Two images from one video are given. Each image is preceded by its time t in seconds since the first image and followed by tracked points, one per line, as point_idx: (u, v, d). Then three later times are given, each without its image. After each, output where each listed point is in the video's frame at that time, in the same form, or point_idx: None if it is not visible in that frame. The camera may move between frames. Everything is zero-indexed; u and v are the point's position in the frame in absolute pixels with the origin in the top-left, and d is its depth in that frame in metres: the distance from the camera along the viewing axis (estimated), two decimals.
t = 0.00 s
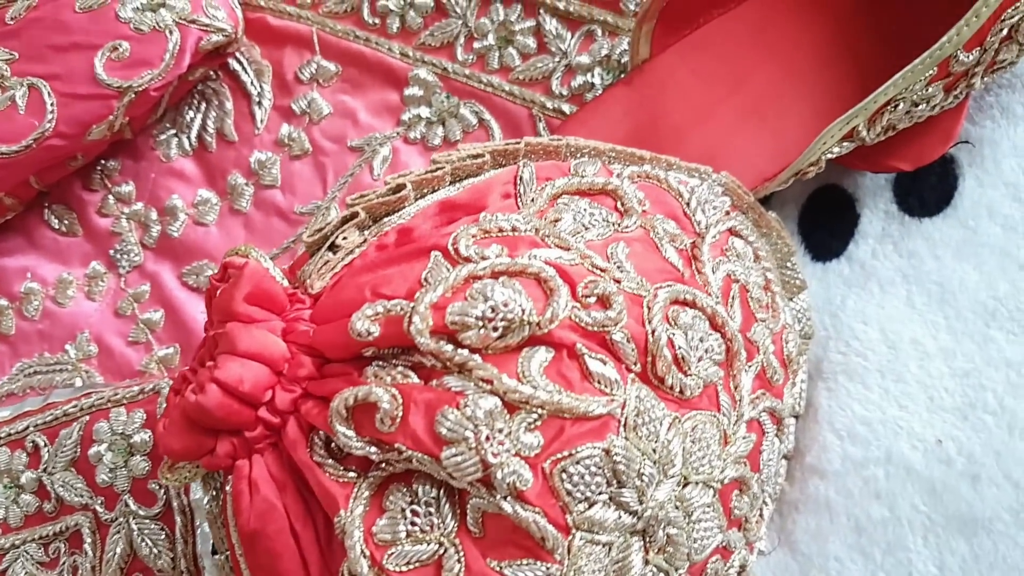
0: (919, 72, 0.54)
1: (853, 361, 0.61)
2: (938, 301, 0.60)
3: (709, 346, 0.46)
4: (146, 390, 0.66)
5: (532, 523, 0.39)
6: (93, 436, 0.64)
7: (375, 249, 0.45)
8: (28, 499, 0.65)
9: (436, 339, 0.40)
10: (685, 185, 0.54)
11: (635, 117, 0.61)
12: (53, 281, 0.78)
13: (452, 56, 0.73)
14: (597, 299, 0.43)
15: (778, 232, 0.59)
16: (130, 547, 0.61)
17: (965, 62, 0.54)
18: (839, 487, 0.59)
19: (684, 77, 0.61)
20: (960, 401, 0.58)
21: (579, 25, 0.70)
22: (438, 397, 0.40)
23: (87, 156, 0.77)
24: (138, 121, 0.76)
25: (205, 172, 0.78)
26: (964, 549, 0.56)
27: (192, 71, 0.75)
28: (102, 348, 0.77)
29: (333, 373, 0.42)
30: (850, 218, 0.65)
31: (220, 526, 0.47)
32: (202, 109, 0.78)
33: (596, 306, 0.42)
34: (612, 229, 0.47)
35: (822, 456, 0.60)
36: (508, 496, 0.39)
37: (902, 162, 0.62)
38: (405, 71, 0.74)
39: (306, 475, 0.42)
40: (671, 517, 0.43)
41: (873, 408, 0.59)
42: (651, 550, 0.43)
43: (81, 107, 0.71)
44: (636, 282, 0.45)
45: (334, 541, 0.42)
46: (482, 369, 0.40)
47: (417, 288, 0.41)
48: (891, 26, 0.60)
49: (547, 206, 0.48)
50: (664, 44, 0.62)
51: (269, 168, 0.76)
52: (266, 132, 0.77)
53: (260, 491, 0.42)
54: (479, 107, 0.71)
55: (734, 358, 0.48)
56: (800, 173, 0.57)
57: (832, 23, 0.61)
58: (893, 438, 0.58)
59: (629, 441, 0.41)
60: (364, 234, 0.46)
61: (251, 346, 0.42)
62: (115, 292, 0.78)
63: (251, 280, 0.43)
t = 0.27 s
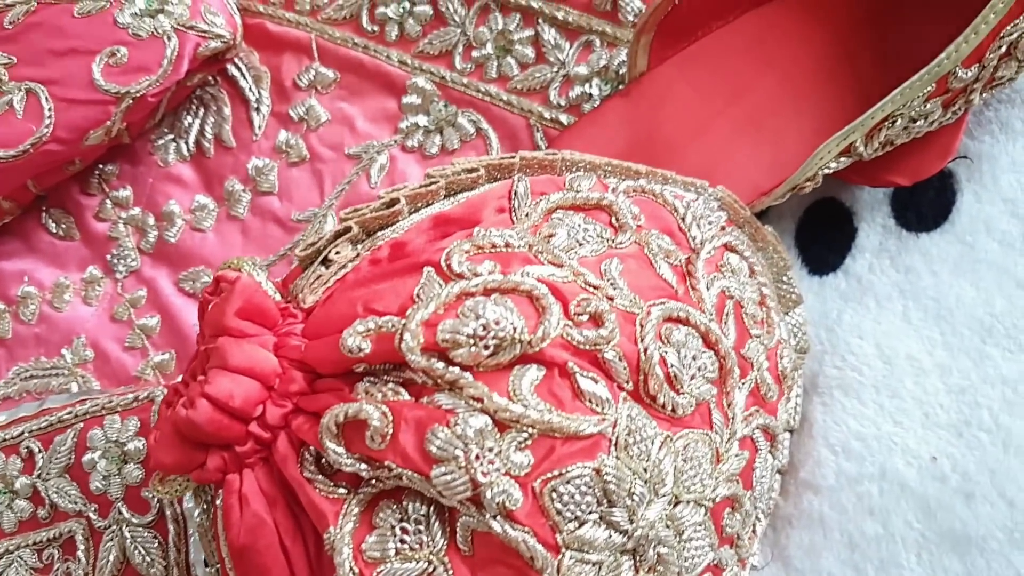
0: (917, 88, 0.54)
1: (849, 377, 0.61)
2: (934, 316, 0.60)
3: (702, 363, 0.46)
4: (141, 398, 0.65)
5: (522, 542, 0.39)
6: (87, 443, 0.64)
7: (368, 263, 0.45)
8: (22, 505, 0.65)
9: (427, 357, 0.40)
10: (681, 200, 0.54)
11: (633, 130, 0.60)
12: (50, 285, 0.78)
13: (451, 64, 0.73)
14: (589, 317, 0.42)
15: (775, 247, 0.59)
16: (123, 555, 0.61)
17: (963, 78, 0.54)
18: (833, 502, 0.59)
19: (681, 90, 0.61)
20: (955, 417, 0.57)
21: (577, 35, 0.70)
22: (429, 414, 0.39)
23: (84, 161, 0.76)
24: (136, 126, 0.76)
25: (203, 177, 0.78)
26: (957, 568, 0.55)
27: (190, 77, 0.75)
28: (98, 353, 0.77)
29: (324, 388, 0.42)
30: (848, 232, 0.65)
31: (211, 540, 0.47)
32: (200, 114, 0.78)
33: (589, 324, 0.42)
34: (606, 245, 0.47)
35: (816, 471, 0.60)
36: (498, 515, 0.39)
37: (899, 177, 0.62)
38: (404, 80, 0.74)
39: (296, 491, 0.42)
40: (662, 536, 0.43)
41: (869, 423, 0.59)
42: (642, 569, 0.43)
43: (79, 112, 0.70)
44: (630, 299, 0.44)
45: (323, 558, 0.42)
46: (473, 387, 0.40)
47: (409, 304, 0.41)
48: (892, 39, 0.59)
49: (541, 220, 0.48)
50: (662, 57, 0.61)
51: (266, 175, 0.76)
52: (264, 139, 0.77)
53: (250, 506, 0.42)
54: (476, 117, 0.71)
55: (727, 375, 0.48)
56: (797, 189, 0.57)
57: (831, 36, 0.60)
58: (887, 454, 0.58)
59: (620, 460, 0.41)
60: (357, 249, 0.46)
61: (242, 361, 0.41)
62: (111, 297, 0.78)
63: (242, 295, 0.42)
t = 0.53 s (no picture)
0: (914, 104, 0.54)
1: (844, 392, 0.61)
2: (930, 332, 0.60)
3: (695, 381, 0.46)
4: (135, 405, 0.65)
5: (511, 561, 0.39)
6: (81, 449, 0.64)
7: (361, 277, 0.45)
8: (17, 510, 0.65)
9: (417, 374, 0.40)
10: (676, 214, 0.54)
11: (629, 142, 0.60)
12: (48, 289, 0.78)
13: (449, 73, 0.73)
14: (581, 334, 0.42)
15: (770, 260, 0.59)
16: (117, 562, 0.61)
17: (961, 95, 0.54)
18: (827, 517, 0.59)
19: (679, 101, 0.61)
20: (950, 434, 0.57)
21: (576, 45, 0.70)
22: (418, 432, 0.39)
23: (83, 165, 0.77)
24: (134, 130, 0.76)
25: (201, 183, 0.78)
26: None
27: (189, 82, 0.75)
28: (94, 358, 0.77)
29: (314, 404, 0.42)
30: (844, 245, 0.65)
31: (201, 553, 0.47)
32: (199, 119, 0.78)
33: (580, 341, 0.42)
34: (599, 260, 0.47)
35: (810, 486, 0.60)
36: (487, 533, 0.39)
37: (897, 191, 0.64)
38: (402, 87, 0.74)
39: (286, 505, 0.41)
40: (654, 555, 0.42)
41: (863, 439, 0.59)
42: None
43: (77, 117, 0.70)
44: (622, 316, 0.44)
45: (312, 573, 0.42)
46: (463, 405, 0.39)
47: (401, 320, 0.41)
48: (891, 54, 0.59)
49: (535, 235, 0.48)
50: (660, 68, 0.62)
51: (264, 182, 0.76)
52: (262, 145, 0.77)
53: (240, 520, 0.42)
54: (474, 125, 0.71)
55: (720, 393, 0.47)
56: (792, 204, 0.56)
57: (831, 50, 0.60)
58: (881, 469, 0.58)
59: (610, 479, 0.41)
60: (349, 262, 0.46)
61: (233, 376, 0.41)
62: (108, 302, 0.78)
63: (233, 309, 0.42)
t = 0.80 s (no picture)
0: (910, 119, 0.54)
1: (837, 405, 0.61)
2: (924, 346, 0.59)
3: (685, 397, 0.45)
4: (127, 411, 0.65)
5: None
6: (73, 454, 0.64)
7: (352, 289, 0.44)
8: (9, 513, 0.64)
9: (405, 390, 0.40)
10: (669, 228, 0.53)
11: (624, 154, 0.60)
12: (43, 291, 0.78)
13: (446, 80, 0.72)
14: (570, 350, 0.42)
15: (764, 273, 0.59)
16: (107, 568, 0.60)
17: (957, 111, 0.53)
18: (817, 531, 0.58)
19: (674, 114, 0.61)
20: (942, 449, 0.57)
21: (573, 54, 0.69)
22: (405, 448, 0.39)
23: (79, 168, 0.76)
24: (130, 134, 0.76)
25: (196, 187, 0.78)
26: None
27: (185, 87, 0.75)
28: (88, 360, 0.76)
29: (302, 417, 0.41)
30: (839, 257, 0.65)
31: (189, 564, 0.47)
32: (195, 123, 0.78)
33: (569, 359, 0.42)
34: (590, 275, 0.47)
35: (801, 500, 0.60)
36: (473, 551, 0.39)
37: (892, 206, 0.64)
38: (398, 94, 0.74)
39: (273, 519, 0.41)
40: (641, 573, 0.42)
41: (855, 453, 0.59)
42: None
43: (72, 121, 0.70)
44: (612, 332, 0.44)
45: None
46: (450, 422, 0.39)
47: (389, 335, 0.41)
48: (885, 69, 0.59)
49: (527, 248, 0.47)
50: (655, 80, 0.62)
51: (259, 187, 0.76)
52: (258, 150, 0.77)
53: (227, 532, 0.41)
54: (470, 133, 0.71)
55: (710, 409, 0.47)
56: (788, 218, 0.57)
57: (825, 64, 0.60)
58: (872, 484, 0.57)
59: (597, 497, 0.41)
60: (340, 275, 0.46)
61: (221, 389, 0.41)
62: (103, 305, 0.77)
63: (223, 322, 0.42)
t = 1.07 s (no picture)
0: (903, 137, 0.54)
1: (828, 420, 0.61)
2: (916, 363, 0.59)
3: (674, 415, 0.45)
4: (117, 418, 0.65)
5: None
6: (63, 461, 0.63)
7: (341, 304, 0.44)
8: None
9: (391, 407, 0.39)
10: (661, 242, 0.53)
11: (617, 166, 0.60)
12: (37, 295, 0.78)
13: (441, 88, 0.72)
14: (558, 368, 0.42)
15: (756, 288, 0.59)
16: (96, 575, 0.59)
17: (951, 129, 0.53)
18: (807, 546, 0.59)
19: (667, 127, 0.61)
20: (932, 466, 0.57)
21: (569, 65, 0.69)
22: (390, 465, 0.39)
23: (74, 171, 0.76)
24: (126, 138, 0.76)
25: (191, 192, 0.78)
26: None
27: (181, 92, 0.75)
28: (81, 365, 0.76)
29: (288, 433, 0.41)
30: (833, 271, 0.65)
31: None
32: (191, 128, 0.78)
33: (557, 377, 0.41)
34: (580, 291, 0.47)
35: (791, 515, 0.60)
36: (457, 569, 0.39)
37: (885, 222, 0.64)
38: (394, 102, 0.73)
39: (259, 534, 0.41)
40: None
41: (845, 468, 0.59)
42: None
43: (67, 126, 0.70)
44: (601, 349, 0.44)
45: None
46: (436, 440, 0.39)
47: (377, 352, 0.40)
48: (880, 82, 0.59)
49: (518, 263, 0.47)
50: (649, 93, 0.62)
51: (254, 193, 0.76)
52: (253, 156, 0.77)
53: (213, 546, 0.41)
54: (465, 142, 0.71)
55: (699, 427, 0.47)
56: (780, 233, 0.56)
57: (822, 77, 0.60)
58: (862, 500, 0.57)
59: (583, 516, 0.40)
60: (329, 288, 0.45)
61: (207, 403, 0.41)
62: (97, 309, 0.77)
63: (210, 336, 0.42)
